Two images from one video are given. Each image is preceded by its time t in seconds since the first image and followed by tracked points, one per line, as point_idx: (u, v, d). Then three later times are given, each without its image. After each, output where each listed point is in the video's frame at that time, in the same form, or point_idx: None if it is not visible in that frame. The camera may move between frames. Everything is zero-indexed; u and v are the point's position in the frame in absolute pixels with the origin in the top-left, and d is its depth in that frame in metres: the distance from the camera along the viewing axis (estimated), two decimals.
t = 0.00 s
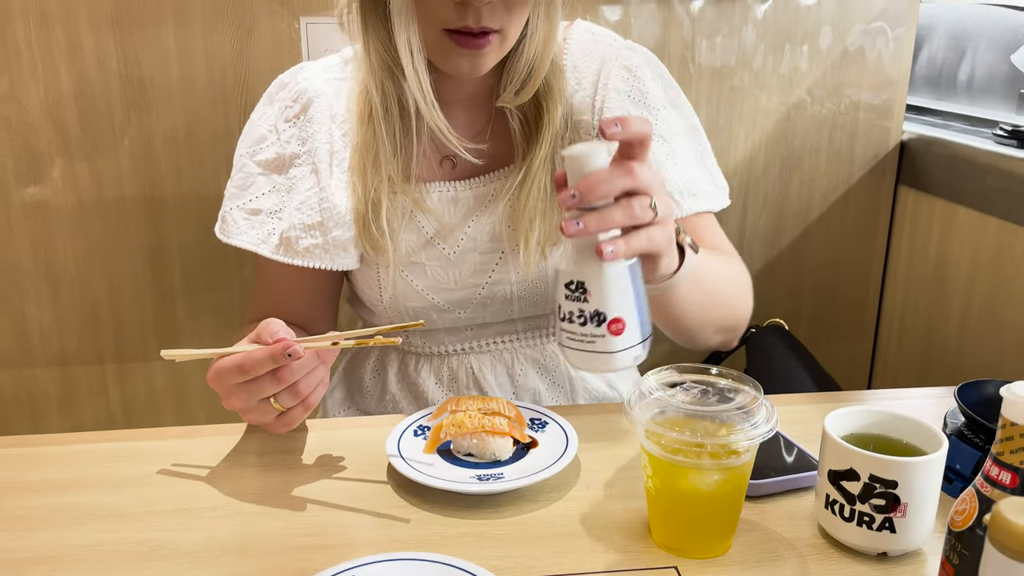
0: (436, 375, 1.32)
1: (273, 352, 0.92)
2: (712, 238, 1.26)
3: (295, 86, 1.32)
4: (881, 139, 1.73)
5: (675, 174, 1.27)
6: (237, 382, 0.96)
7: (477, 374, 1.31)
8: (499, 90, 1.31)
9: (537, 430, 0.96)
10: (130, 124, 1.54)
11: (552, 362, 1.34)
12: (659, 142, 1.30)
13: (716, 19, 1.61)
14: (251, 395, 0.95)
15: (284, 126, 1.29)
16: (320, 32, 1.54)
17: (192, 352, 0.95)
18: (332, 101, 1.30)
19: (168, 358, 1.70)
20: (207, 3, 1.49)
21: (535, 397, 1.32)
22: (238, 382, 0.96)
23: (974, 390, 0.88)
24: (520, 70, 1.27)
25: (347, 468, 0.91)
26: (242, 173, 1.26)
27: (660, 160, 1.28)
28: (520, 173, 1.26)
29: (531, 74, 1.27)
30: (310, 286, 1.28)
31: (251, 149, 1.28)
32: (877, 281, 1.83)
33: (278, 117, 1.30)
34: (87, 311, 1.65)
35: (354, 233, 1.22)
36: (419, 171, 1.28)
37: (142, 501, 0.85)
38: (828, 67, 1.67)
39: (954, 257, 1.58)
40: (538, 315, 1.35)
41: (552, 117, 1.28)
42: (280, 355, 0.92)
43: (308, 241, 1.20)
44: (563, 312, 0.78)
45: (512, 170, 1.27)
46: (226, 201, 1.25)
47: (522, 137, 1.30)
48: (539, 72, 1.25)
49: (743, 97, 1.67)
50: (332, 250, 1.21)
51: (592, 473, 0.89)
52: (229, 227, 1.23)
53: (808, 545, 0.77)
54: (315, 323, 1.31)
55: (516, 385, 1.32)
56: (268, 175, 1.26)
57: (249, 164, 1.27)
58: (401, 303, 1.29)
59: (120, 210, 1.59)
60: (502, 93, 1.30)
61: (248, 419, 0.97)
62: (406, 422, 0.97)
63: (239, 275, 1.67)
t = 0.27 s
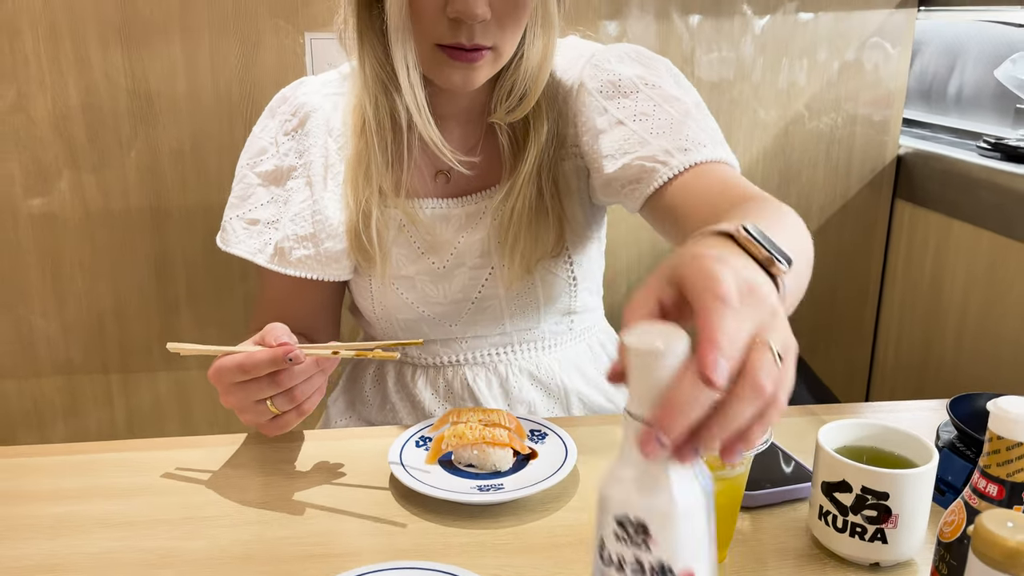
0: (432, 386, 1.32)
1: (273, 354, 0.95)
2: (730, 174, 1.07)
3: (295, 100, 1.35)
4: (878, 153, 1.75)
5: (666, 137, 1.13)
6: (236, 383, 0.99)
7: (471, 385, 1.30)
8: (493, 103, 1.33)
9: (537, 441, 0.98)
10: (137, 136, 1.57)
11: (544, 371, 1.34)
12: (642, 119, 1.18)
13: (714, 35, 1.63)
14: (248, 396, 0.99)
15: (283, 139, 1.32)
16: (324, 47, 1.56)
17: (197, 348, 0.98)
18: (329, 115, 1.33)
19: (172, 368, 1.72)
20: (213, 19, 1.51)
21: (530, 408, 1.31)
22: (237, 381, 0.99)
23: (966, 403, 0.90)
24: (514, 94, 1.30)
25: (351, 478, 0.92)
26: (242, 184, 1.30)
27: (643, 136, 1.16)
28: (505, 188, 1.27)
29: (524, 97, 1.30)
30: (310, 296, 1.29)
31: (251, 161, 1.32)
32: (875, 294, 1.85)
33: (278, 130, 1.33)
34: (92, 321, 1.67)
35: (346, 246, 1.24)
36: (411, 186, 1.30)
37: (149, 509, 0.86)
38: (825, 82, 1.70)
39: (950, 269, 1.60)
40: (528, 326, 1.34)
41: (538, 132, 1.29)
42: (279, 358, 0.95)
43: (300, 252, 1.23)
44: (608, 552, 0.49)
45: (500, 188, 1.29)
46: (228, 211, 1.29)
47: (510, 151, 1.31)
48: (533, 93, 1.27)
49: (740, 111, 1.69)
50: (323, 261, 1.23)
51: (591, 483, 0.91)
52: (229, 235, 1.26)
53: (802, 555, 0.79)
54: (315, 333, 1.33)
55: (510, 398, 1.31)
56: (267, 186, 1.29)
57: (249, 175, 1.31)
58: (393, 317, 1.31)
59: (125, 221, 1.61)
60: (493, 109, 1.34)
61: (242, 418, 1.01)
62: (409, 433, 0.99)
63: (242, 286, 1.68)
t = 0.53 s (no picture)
0: (430, 398, 1.34)
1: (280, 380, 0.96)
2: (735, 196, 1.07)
3: (294, 113, 1.34)
4: (874, 165, 1.77)
5: (663, 157, 1.15)
6: (239, 401, 0.99)
7: (468, 397, 1.33)
8: (489, 124, 1.34)
9: (534, 453, 0.99)
10: (140, 148, 1.58)
11: (539, 384, 1.36)
12: (639, 138, 1.20)
13: (712, 49, 1.65)
14: (245, 416, 0.99)
15: (284, 151, 1.31)
16: (326, 61, 1.58)
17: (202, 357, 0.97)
18: (330, 128, 1.32)
19: (174, 379, 1.73)
20: (216, 32, 1.53)
21: (527, 420, 1.33)
22: (237, 398, 0.99)
23: (959, 415, 0.91)
24: (511, 115, 1.30)
25: (350, 488, 0.93)
26: (244, 196, 1.29)
27: (639, 155, 1.18)
28: (500, 204, 1.29)
29: (521, 118, 1.30)
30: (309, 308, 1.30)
31: (252, 173, 1.31)
32: (872, 305, 1.86)
33: (278, 142, 1.32)
34: (95, 331, 1.68)
35: (347, 253, 1.25)
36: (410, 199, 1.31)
37: (153, 520, 0.87)
38: (821, 96, 1.71)
39: (945, 281, 1.61)
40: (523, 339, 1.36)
41: (535, 148, 1.29)
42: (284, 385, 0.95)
43: (298, 264, 1.23)
44: None
45: (496, 203, 1.30)
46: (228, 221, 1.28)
47: (506, 164, 1.32)
48: (528, 116, 1.26)
49: (737, 124, 1.70)
50: (322, 273, 1.23)
51: (588, 494, 0.92)
52: (229, 246, 1.25)
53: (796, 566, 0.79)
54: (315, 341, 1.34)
55: (507, 409, 1.33)
56: (268, 198, 1.29)
57: (250, 187, 1.29)
58: (391, 328, 1.32)
59: (128, 231, 1.63)
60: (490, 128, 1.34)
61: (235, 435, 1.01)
62: (408, 444, 1.00)
63: (244, 296, 1.70)
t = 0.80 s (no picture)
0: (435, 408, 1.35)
1: (352, 378, 1.00)
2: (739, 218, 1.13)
3: (310, 125, 1.36)
4: (872, 180, 1.78)
5: (674, 178, 1.20)
6: (298, 376, 1.03)
7: (473, 409, 1.33)
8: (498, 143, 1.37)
9: (535, 468, 1.00)
10: (145, 163, 1.60)
11: (544, 398, 1.37)
12: (651, 159, 1.24)
13: (710, 64, 1.67)
14: (294, 390, 1.04)
15: (298, 162, 1.32)
16: (329, 77, 1.59)
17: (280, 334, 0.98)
18: (344, 141, 1.34)
19: (177, 391, 1.74)
20: (221, 48, 1.55)
21: (530, 433, 1.35)
22: (298, 375, 1.03)
23: (954, 431, 0.93)
24: (509, 138, 1.32)
25: (353, 503, 0.94)
26: (257, 205, 1.30)
27: (650, 177, 1.22)
28: (511, 219, 1.30)
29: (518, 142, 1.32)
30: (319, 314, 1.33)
31: (267, 182, 1.31)
32: (870, 319, 1.88)
33: (293, 153, 1.34)
34: (99, 343, 1.69)
35: (360, 266, 1.27)
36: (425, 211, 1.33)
37: (159, 535, 0.88)
38: (819, 112, 1.73)
39: (942, 296, 1.63)
40: (530, 354, 1.37)
41: (547, 163, 1.31)
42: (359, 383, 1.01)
43: (312, 272, 1.24)
44: None
45: (506, 218, 1.31)
46: (241, 229, 1.29)
47: (518, 180, 1.34)
48: (527, 135, 1.27)
49: (735, 139, 1.72)
50: (336, 282, 1.24)
51: (588, 509, 0.93)
52: (242, 254, 1.26)
53: None
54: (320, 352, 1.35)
55: (511, 421, 1.34)
56: (282, 207, 1.29)
57: (264, 197, 1.30)
58: (400, 340, 1.33)
59: (133, 245, 1.64)
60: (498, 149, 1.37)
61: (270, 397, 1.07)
62: (411, 459, 1.01)
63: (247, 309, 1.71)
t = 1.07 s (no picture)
0: (441, 413, 1.37)
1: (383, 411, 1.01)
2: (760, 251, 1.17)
3: (330, 133, 1.38)
4: (869, 190, 1.80)
5: (702, 211, 1.23)
6: (327, 401, 1.03)
7: (479, 415, 1.35)
8: (516, 156, 1.38)
9: (536, 476, 1.01)
10: (149, 173, 1.61)
11: (551, 408, 1.38)
12: (676, 187, 1.28)
13: (709, 76, 1.69)
14: (321, 414, 1.04)
15: (317, 168, 1.34)
16: (332, 88, 1.61)
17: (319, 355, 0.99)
18: (363, 149, 1.36)
19: (179, 399, 1.75)
20: (225, 60, 1.56)
21: (534, 442, 1.36)
22: (328, 397, 1.03)
23: (950, 440, 0.94)
24: (536, 151, 1.33)
25: (357, 511, 0.95)
26: (275, 209, 1.32)
27: (677, 204, 1.25)
28: (528, 230, 1.31)
29: (546, 157, 1.33)
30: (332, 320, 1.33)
31: (285, 188, 1.33)
32: (868, 327, 1.89)
33: (312, 159, 1.36)
34: (103, 352, 1.70)
35: (375, 272, 1.29)
36: (442, 217, 1.34)
37: (165, 543, 0.89)
38: (816, 124, 1.75)
39: (939, 306, 1.64)
40: (540, 364, 1.39)
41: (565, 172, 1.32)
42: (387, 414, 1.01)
43: (329, 276, 1.26)
44: None
45: (523, 227, 1.32)
46: (260, 234, 1.30)
47: (534, 195, 1.35)
48: (552, 155, 1.30)
49: (734, 150, 1.74)
50: (352, 286, 1.26)
51: (588, 518, 0.94)
52: (260, 257, 1.28)
53: None
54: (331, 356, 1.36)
55: (516, 429, 1.36)
56: (300, 212, 1.31)
57: (282, 202, 1.32)
58: (412, 345, 1.34)
59: (137, 254, 1.65)
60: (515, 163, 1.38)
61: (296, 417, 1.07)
62: (414, 468, 1.02)
63: (250, 318, 1.73)
